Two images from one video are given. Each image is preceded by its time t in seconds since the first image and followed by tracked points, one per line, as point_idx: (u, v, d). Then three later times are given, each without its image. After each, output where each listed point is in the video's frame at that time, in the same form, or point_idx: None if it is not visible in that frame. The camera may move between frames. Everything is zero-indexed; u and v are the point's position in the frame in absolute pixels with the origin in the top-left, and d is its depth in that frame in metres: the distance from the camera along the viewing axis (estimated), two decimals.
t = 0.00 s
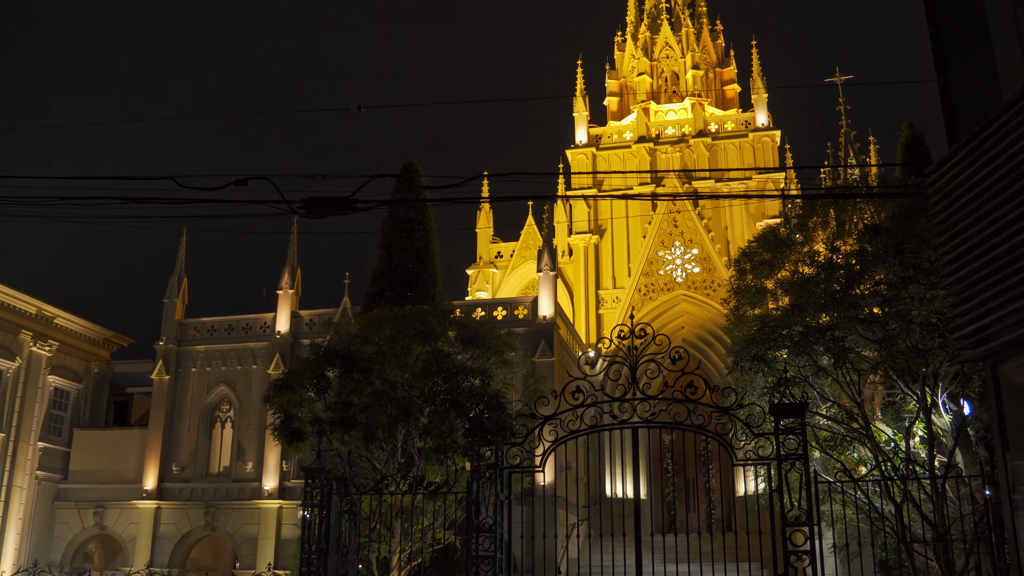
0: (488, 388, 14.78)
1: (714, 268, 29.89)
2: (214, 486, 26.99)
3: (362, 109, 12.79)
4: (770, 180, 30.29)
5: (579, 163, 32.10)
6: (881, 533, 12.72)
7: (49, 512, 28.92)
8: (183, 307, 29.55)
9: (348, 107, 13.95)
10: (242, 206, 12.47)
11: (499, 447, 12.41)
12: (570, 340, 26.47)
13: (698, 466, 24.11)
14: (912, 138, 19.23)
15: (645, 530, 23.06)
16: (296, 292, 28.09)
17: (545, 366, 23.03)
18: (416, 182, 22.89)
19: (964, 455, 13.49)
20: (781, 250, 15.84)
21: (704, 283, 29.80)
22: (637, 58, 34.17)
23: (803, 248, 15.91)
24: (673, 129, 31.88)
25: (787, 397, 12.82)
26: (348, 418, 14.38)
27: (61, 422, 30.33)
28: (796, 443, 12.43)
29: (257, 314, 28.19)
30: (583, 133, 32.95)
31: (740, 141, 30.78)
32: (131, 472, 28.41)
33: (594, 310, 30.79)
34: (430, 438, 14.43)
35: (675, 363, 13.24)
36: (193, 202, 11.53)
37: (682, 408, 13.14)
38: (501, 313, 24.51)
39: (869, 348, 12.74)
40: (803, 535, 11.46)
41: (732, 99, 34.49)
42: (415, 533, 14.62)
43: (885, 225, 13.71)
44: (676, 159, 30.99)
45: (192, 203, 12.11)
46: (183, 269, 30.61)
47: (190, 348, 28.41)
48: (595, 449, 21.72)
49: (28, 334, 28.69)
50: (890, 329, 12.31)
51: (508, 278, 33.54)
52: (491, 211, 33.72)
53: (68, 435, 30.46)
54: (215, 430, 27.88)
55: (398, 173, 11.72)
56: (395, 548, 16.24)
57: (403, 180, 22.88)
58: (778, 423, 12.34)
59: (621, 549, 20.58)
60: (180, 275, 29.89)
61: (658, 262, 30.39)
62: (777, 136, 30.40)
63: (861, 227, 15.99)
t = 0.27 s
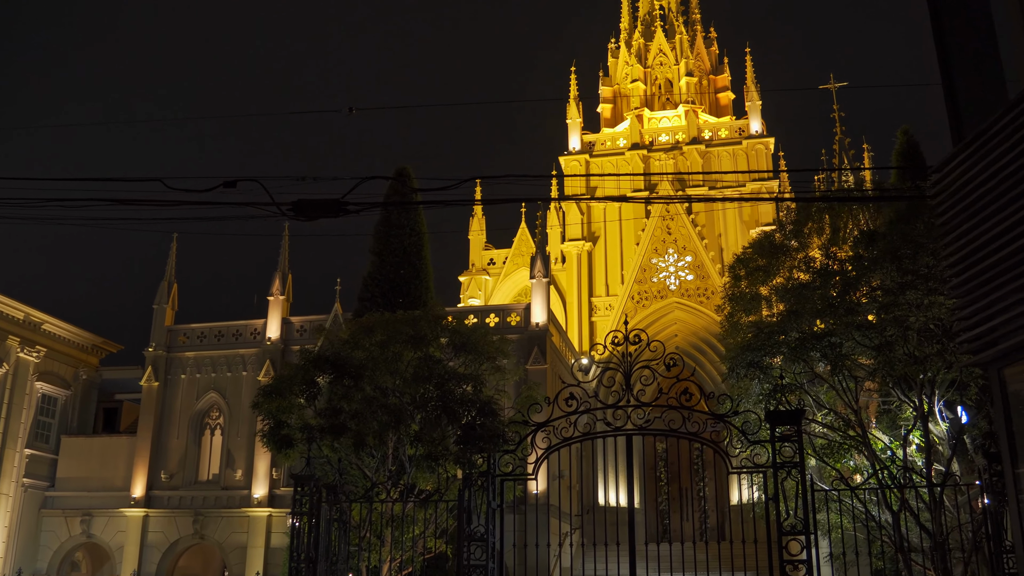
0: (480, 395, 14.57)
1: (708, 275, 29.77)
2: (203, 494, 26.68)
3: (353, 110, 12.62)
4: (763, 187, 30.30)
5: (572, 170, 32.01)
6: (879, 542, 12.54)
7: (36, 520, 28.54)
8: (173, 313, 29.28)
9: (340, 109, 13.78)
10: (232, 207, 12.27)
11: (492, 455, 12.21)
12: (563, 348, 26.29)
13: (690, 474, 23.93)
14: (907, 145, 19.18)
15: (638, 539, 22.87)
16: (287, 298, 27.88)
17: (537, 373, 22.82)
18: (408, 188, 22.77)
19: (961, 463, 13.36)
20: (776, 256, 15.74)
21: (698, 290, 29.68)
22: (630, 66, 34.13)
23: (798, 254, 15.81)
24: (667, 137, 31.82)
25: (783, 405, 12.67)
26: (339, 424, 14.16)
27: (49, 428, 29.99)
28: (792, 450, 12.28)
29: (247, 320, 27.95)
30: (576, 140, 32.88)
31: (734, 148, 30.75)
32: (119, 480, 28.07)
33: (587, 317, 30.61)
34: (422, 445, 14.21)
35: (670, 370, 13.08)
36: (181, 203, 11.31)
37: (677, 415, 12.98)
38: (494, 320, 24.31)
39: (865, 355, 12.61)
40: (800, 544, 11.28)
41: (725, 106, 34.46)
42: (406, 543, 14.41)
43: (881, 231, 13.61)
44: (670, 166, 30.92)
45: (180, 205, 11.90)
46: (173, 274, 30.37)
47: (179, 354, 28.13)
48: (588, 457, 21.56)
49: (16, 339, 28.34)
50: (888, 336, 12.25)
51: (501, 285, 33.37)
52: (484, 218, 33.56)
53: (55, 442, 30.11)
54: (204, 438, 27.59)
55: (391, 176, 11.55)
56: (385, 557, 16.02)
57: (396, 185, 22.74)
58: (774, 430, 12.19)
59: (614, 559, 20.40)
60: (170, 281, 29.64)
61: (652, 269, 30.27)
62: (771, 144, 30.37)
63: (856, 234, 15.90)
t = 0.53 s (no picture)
0: (473, 401, 14.37)
1: (702, 282, 29.66)
2: (192, 501, 26.40)
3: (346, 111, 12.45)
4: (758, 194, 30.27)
5: (566, 177, 32.05)
6: (877, 552, 12.38)
7: (23, 527, 28.16)
8: (163, 318, 29.03)
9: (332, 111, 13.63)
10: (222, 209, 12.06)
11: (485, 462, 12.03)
12: (556, 354, 26.12)
13: (684, 482, 23.79)
14: (903, 151, 19.13)
15: (631, 548, 22.71)
16: (278, 304, 27.67)
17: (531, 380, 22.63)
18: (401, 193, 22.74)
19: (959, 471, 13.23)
20: (771, 263, 15.68)
21: (692, 297, 29.55)
22: (624, 72, 34.08)
23: (794, 260, 15.72)
24: (661, 143, 31.74)
25: (779, 411, 12.52)
26: (329, 430, 13.93)
27: (37, 434, 29.70)
28: (789, 457, 12.12)
29: (238, 326, 27.73)
30: (570, 146, 32.82)
31: (728, 154, 30.75)
32: (108, 487, 27.73)
33: (581, 324, 30.44)
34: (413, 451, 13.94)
35: (665, 377, 12.92)
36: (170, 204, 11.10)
37: (672, 422, 12.81)
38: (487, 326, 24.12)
39: (863, 361, 12.47)
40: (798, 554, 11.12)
41: (720, 113, 34.41)
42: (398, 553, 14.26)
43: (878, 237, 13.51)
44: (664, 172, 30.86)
45: (168, 206, 11.72)
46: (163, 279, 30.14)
47: (169, 360, 27.88)
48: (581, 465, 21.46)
49: (4, 344, 28.04)
50: (887, 341, 12.15)
51: (494, 291, 33.22)
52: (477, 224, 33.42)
53: (43, 448, 29.79)
54: (194, 444, 27.29)
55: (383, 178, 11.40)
56: (376, 566, 15.85)
57: (389, 190, 22.66)
58: (771, 437, 12.06)
59: (607, 567, 20.26)
60: (160, 286, 29.40)
61: (646, 276, 30.15)
62: (765, 150, 30.36)
63: (850, 241, 15.86)
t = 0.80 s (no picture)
0: (466, 406, 14.14)
1: (697, 289, 29.52)
2: (182, 509, 26.09)
3: (337, 112, 12.26)
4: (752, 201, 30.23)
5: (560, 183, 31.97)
6: (875, 561, 12.18)
7: (10, 535, 27.71)
8: (154, 324, 28.77)
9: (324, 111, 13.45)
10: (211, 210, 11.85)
11: (477, 468, 11.83)
12: (550, 361, 25.93)
13: (678, 490, 23.60)
14: (899, 157, 19.03)
15: (626, 556, 22.54)
16: (270, 309, 27.43)
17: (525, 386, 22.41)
18: (394, 199, 22.67)
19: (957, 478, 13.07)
20: (768, 268, 15.56)
21: (687, 303, 29.39)
22: (619, 78, 33.99)
23: (790, 265, 15.58)
24: (656, 149, 31.63)
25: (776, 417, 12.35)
26: (319, 436, 13.70)
27: (25, 441, 29.37)
28: (787, 463, 11.95)
29: (229, 331, 27.49)
30: (564, 153, 32.73)
31: (723, 161, 30.66)
32: (97, 494, 27.33)
33: (575, 331, 30.26)
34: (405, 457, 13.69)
35: (660, 382, 12.74)
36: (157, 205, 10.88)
37: (668, 428, 12.62)
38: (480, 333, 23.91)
39: (861, 366, 12.32)
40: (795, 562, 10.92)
41: (714, 119, 34.31)
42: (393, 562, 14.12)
43: (876, 241, 13.38)
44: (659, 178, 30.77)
45: (156, 207, 11.51)
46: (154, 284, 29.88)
47: (160, 365, 27.60)
48: (576, 473, 21.32)
49: None
50: (886, 346, 11.99)
51: (488, 297, 33.05)
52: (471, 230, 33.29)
53: (32, 455, 29.45)
54: (184, 451, 26.99)
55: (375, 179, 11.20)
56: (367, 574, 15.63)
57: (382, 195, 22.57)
58: (767, 443, 11.89)
59: None
60: (151, 291, 29.14)
61: (640, 282, 30.00)
62: (760, 156, 30.29)
63: (846, 247, 15.74)
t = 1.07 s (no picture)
0: (458, 410, 13.88)
1: (691, 295, 29.37)
2: (170, 516, 25.73)
3: (328, 110, 12.03)
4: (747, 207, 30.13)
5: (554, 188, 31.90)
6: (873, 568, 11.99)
7: None
8: (143, 329, 28.46)
9: (316, 110, 13.20)
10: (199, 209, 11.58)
11: (468, 473, 11.60)
12: (544, 367, 25.72)
13: (672, 497, 23.40)
14: (895, 162, 18.91)
15: (620, 565, 22.37)
16: (260, 314, 27.15)
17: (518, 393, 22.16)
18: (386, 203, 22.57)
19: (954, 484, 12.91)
20: (763, 272, 15.42)
21: (681, 310, 29.24)
22: (613, 83, 33.88)
23: (787, 269, 15.42)
24: (650, 155, 31.51)
25: (773, 422, 12.16)
26: (308, 440, 13.41)
27: (12, 447, 28.99)
28: (784, 469, 11.75)
29: (220, 336, 27.19)
30: (558, 159, 32.62)
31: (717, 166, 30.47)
32: (84, 501, 26.82)
33: (568, 337, 30.07)
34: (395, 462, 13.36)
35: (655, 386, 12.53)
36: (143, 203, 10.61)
37: (662, 433, 12.42)
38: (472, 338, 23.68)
39: (860, 369, 12.14)
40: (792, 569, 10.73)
41: (709, 125, 34.22)
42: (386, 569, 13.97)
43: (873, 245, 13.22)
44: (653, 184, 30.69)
45: (141, 205, 11.22)
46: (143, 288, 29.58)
47: (149, 371, 27.26)
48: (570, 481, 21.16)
49: None
50: (886, 349, 11.74)
51: (481, 303, 32.85)
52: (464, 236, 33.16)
53: (18, 461, 29.05)
54: (173, 457, 26.67)
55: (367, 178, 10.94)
56: None
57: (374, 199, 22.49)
58: (763, 448, 11.71)
59: None
60: (140, 295, 28.83)
61: (634, 289, 29.83)
62: (754, 162, 30.20)
63: (842, 251, 15.58)
